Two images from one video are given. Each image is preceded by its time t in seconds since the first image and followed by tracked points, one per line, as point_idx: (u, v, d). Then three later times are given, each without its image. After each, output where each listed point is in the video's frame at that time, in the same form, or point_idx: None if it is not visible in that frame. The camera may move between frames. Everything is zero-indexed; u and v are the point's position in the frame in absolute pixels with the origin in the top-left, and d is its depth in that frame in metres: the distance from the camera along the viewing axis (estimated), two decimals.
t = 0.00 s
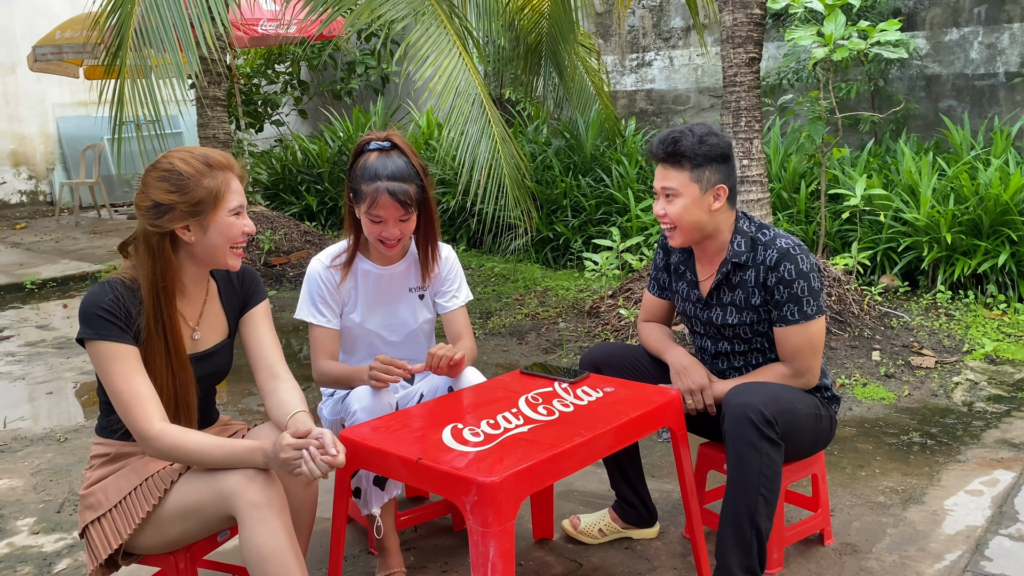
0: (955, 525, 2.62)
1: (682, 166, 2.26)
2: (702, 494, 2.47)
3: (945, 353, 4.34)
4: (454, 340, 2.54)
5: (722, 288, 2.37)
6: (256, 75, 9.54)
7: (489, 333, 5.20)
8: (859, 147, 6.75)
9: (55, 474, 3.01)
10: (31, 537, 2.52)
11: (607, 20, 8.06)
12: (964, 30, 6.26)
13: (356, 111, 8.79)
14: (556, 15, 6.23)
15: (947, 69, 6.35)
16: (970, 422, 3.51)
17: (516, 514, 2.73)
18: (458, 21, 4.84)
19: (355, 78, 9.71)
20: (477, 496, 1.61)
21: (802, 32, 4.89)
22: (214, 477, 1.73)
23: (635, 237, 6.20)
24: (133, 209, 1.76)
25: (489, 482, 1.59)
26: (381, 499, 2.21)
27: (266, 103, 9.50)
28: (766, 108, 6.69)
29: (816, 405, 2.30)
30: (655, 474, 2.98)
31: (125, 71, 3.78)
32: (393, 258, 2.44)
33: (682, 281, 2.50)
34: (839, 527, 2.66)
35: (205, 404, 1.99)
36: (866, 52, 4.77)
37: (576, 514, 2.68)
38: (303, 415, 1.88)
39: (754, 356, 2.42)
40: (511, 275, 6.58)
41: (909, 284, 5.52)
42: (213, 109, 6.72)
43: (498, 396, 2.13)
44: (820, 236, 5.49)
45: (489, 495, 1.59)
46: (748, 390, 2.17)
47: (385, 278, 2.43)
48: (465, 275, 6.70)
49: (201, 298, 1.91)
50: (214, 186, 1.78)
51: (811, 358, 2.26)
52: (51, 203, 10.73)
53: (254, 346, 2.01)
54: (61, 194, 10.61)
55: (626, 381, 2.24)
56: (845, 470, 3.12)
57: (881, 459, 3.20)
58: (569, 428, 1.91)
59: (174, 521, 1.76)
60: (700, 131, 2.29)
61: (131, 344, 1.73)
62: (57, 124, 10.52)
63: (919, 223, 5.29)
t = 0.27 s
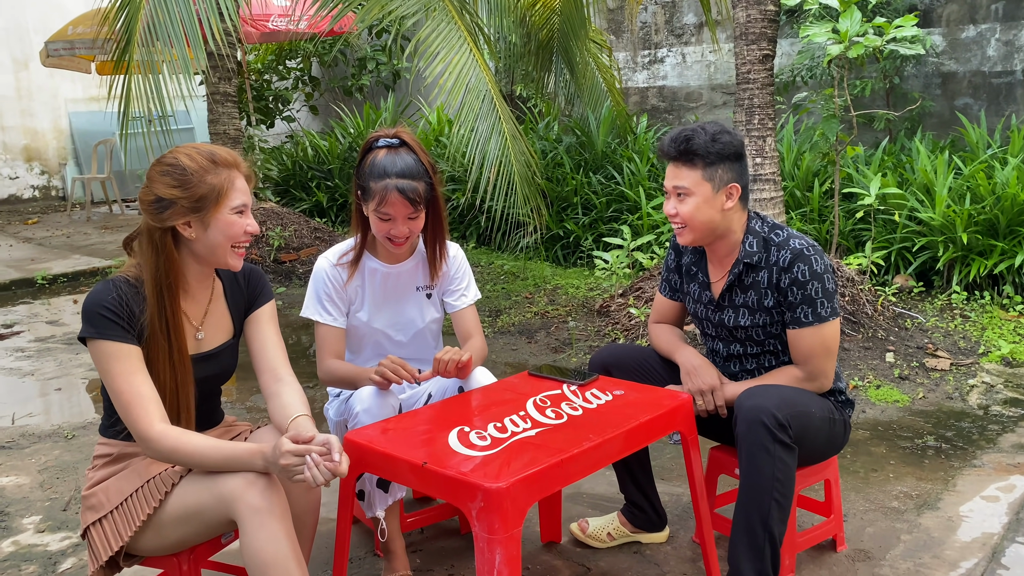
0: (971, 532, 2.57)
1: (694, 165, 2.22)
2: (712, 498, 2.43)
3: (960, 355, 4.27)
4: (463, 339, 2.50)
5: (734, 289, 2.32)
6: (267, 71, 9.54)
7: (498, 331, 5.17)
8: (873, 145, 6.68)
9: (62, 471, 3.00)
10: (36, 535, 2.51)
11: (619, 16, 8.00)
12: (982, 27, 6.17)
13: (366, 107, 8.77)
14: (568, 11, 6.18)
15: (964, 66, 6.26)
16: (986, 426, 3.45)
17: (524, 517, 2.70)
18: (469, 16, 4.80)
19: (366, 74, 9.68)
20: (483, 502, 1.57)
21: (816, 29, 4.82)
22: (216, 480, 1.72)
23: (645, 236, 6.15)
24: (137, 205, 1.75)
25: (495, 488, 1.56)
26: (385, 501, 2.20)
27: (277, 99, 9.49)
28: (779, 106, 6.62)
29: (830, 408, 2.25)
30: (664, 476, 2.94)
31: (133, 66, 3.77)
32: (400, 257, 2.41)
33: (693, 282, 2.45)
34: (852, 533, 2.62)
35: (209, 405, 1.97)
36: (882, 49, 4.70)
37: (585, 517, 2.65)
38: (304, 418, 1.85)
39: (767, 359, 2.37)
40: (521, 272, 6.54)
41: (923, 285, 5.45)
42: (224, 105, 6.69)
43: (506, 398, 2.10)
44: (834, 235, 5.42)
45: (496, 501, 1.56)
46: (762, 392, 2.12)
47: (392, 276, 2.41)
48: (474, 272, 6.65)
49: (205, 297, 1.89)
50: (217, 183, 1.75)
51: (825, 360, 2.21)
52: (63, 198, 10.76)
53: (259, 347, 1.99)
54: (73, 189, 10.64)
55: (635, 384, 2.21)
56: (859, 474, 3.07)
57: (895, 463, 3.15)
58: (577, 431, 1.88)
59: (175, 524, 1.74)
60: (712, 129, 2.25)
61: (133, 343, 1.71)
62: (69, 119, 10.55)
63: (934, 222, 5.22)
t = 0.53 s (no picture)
0: (986, 537, 2.52)
1: (708, 154, 2.15)
2: (720, 501, 2.38)
3: (976, 355, 4.20)
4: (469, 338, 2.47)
5: (745, 281, 2.24)
6: (278, 65, 9.52)
7: (507, 328, 5.13)
8: (888, 140, 6.58)
9: (68, 468, 2.99)
10: (39, 533, 2.50)
11: (631, 10, 7.92)
12: (1000, 21, 6.07)
13: (377, 102, 8.73)
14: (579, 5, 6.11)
15: (981, 61, 6.16)
16: (1002, 428, 3.39)
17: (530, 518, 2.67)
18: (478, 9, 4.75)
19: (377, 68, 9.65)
20: (483, 508, 1.54)
21: (831, 23, 4.75)
22: (214, 482, 1.69)
23: (656, 232, 6.09)
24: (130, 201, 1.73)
25: (496, 493, 1.53)
26: (387, 503, 2.16)
27: (288, 93, 9.48)
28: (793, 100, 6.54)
29: (841, 410, 2.18)
30: (672, 478, 2.90)
31: (140, 61, 3.75)
32: (405, 254, 2.38)
33: (703, 276, 2.38)
34: (864, 537, 2.57)
35: (209, 405, 1.95)
36: (898, 43, 4.63)
37: (591, 519, 2.61)
38: (305, 420, 1.83)
39: (776, 354, 2.27)
40: (530, 269, 6.49)
41: (938, 283, 5.37)
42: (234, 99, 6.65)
43: (510, 399, 2.07)
44: (847, 232, 5.35)
45: (497, 507, 1.53)
46: (774, 396, 2.06)
47: (396, 274, 2.37)
48: (484, 268, 6.60)
49: (200, 296, 1.87)
50: (212, 179, 1.73)
51: (834, 355, 2.12)
52: (76, 192, 10.80)
53: (258, 347, 1.97)
54: (86, 183, 10.66)
55: (642, 386, 2.16)
56: (871, 477, 3.02)
57: (908, 465, 3.10)
58: (580, 435, 1.84)
59: (173, 526, 1.71)
60: (726, 119, 2.19)
61: (129, 343, 1.69)
62: (82, 113, 10.58)
63: (950, 219, 5.13)
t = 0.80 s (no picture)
0: (998, 540, 2.47)
1: (726, 139, 2.05)
2: (726, 502, 2.33)
3: (990, 351, 4.12)
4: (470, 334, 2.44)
5: (754, 269, 2.14)
6: (289, 57, 9.50)
7: (515, 323, 5.09)
8: (903, 132, 6.48)
9: (71, 463, 2.99)
10: (41, 529, 2.50)
11: None
12: (1019, 9, 5.94)
13: (388, 93, 8.68)
14: None
15: (999, 51, 6.04)
16: (1016, 427, 3.33)
17: (533, 517, 2.64)
18: None
19: (388, 60, 9.61)
20: (478, 512, 1.51)
21: (845, 13, 4.66)
22: (208, 483, 1.67)
23: (667, 225, 6.03)
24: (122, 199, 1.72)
25: (492, 497, 1.50)
26: (387, 502, 2.13)
27: (299, 85, 9.46)
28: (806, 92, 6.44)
29: (852, 404, 2.06)
30: (678, 477, 2.86)
31: (144, 54, 3.75)
32: (405, 249, 2.35)
33: (711, 268, 2.27)
34: (873, 539, 2.52)
35: (207, 404, 1.93)
36: (913, 33, 4.54)
37: (595, 519, 2.58)
38: (301, 422, 1.81)
39: (785, 344, 2.17)
40: (539, 262, 6.44)
41: (953, 277, 5.29)
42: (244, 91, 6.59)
43: (511, 399, 2.03)
44: (860, 226, 5.26)
45: (492, 511, 1.50)
46: (788, 395, 1.94)
47: (396, 270, 2.35)
48: (493, 261, 6.55)
49: (195, 293, 1.86)
50: (204, 177, 1.71)
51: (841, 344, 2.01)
52: (89, 184, 10.83)
53: (252, 345, 1.95)
54: (99, 175, 10.68)
55: (646, 386, 2.12)
56: (881, 476, 2.97)
57: (919, 465, 3.04)
58: (579, 436, 1.80)
59: (167, 526, 1.69)
60: (743, 104, 2.09)
61: (122, 342, 1.67)
62: (94, 105, 10.61)
63: (966, 212, 5.04)
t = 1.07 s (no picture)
0: (1008, 538, 2.42)
1: (728, 131, 2.01)
2: (730, 498, 2.32)
3: (1005, 343, 4.05)
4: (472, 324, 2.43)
5: (755, 264, 2.09)
6: (299, 46, 9.46)
7: (523, 314, 5.06)
8: (919, 120, 6.37)
9: (76, 455, 3.00)
10: (44, 522, 2.50)
11: None
12: None
13: (397, 82, 8.63)
14: None
15: (1018, 36, 5.91)
16: None
17: (535, 512, 2.62)
18: None
19: (398, 48, 9.55)
20: (472, 511, 1.49)
21: None
22: (201, 480, 1.66)
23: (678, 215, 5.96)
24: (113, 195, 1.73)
25: (485, 497, 1.48)
26: (388, 499, 2.11)
27: (310, 74, 9.42)
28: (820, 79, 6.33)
29: (856, 400, 2.02)
30: (683, 472, 2.83)
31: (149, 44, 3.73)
32: (404, 241, 2.34)
33: (713, 262, 2.23)
34: (880, 536, 2.48)
35: (203, 399, 1.93)
36: (928, 18, 4.44)
37: (598, 514, 2.55)
38: (295, 420, 1.83)
39: (788, 340, 2.12)
40: (549, 252, 6.38)
41: (968, 267, 5.20)
42: (252, 81, 6.55)
43: (510, 395, 2.00)
44: (873, 215, 5.18)
45: (485, 510, 1.48)
46: (788, 392, 1.91)
47: (394, 262, 2.33)
48: (503, 251, 6.50)
49: (187, 289, 1.86)
50: (194, 172, 1.72)
51: (844, 341, 1.97)
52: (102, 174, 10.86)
53: (247, 340, 1.96)
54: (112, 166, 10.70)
55: (646, 381, 2.09)
56: (890, 471, 2.92)
57: (929, 460, 2.99)
58: (577, 433, 1.78)
59: (161, 524, 1.68)
60: (747, 94, 2.04)
61: (113, 339, 1.68)
62: (107, 95, 10.62)
63: (981, 201, 4.95)
